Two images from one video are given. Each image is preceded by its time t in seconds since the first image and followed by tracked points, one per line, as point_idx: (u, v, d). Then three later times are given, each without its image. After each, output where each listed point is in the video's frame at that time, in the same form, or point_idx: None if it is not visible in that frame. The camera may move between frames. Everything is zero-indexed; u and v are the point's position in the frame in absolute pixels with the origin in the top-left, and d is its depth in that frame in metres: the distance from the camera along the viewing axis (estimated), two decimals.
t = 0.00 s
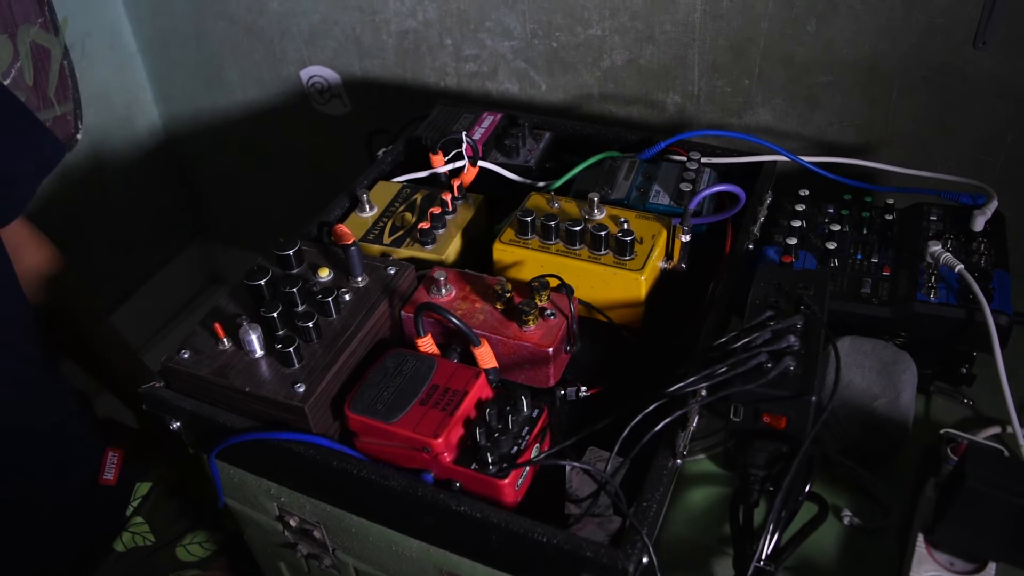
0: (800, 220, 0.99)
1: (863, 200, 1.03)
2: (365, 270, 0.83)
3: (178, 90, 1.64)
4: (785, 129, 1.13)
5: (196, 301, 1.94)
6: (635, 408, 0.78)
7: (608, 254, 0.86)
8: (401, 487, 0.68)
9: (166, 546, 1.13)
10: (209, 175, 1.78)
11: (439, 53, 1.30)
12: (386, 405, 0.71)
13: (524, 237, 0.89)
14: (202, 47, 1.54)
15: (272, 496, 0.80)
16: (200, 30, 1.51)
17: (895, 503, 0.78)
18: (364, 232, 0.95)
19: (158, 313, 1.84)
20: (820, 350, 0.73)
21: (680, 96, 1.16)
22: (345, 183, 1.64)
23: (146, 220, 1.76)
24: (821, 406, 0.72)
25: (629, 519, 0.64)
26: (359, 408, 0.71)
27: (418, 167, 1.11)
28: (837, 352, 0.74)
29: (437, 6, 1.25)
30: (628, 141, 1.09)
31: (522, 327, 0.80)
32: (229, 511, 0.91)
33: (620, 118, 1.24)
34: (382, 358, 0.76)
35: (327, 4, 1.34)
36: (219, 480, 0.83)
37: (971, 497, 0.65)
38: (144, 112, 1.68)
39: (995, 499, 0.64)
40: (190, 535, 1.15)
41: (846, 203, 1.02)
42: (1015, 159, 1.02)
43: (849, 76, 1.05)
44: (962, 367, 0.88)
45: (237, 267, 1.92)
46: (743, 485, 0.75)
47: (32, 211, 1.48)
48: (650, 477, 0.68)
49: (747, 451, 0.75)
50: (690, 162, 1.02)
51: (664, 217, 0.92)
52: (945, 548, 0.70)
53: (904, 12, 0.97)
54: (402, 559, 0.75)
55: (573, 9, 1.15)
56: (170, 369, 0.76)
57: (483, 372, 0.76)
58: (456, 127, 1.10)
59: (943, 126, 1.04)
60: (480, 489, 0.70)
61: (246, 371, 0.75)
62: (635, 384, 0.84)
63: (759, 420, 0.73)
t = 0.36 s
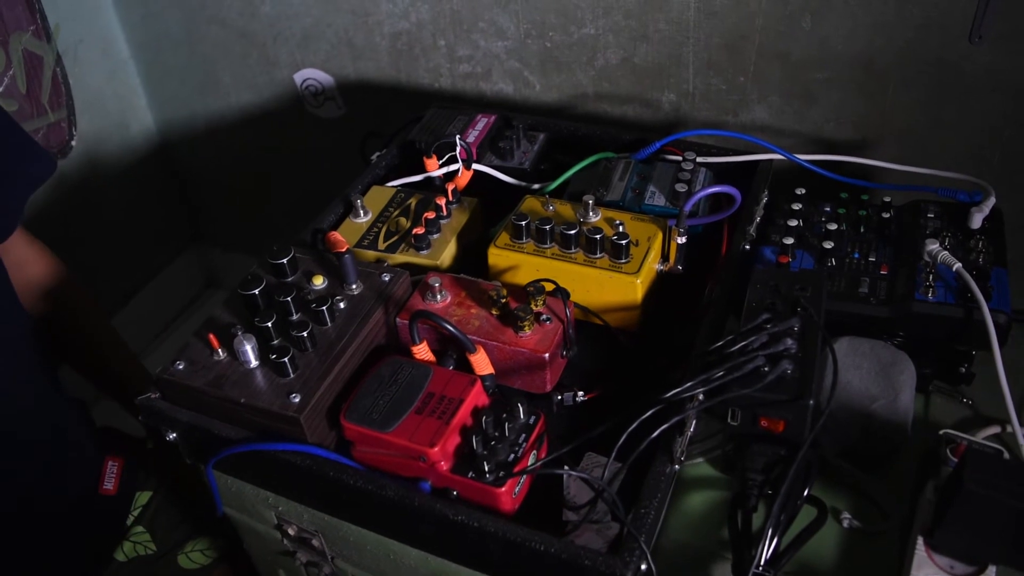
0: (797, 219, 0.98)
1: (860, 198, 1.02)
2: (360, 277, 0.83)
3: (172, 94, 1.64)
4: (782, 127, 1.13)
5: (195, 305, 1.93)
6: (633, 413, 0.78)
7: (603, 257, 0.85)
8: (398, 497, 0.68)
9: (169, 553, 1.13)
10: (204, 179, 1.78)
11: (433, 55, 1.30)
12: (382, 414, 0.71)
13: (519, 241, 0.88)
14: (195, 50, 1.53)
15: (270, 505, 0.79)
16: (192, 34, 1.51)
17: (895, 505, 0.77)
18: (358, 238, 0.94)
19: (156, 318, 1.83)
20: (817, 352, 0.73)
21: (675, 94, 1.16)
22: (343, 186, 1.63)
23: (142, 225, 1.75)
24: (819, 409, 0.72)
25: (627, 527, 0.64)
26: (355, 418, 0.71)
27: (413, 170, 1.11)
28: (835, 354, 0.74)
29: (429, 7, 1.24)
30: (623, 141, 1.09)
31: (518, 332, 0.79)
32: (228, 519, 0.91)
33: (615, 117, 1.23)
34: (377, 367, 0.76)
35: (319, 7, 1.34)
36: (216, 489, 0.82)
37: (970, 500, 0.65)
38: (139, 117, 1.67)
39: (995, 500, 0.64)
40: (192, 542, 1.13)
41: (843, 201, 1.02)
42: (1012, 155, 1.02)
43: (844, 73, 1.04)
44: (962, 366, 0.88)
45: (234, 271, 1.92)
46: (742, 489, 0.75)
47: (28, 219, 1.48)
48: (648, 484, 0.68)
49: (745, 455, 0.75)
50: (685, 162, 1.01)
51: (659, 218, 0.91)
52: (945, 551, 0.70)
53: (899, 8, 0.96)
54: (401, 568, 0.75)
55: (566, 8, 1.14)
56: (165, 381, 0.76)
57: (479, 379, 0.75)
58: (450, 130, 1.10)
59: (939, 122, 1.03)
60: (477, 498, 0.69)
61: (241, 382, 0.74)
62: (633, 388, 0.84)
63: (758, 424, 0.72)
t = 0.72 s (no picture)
0: (797, 220, 0.98)
1: (861, 198, 1.02)
2: (358, 280, 0.83)
3: (171, 94, 1.63)
4: (782, 126, 1.12)
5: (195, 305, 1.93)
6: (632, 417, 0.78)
7: (603, 260, 0.85)
8: (397, 502, 0.68)
9: (171, 556, 1.13)
10: (203, 178, 1.77)
11: (432, 54, 1.29)
12: (381, 418, 0.71)
13: (518, 243, 0.88)
14: (193, 50, 1.53)
15: (269, 509, 0.79)
16: (190, 33, 1.50)
17: (895, 508, 0.77)
18: (357, 240, 0.94)
19: (155, 318, 1.83)
20: (817, 356, 0.73)
21: (675, 93, 1.16)
22: (342, 185, 1.63)
23: (142, 225, 1.75)
24: (819, 413, 0.72)
25: (627, 532, 0.64)
26: (353, 422, 0.71)
27: (412, 171, 1.11)
28: (834, 358, 0.73)
29: (428, 6, 1.23)
30: (623, 141, 1.08)
31: (517, 336, 0.79)
32: (228, 522, 0.91)
33: (615, 116, 1.23)
34: (376, 371, 0.76)
35: (317, 6, 1.33)
36: (216, 492, 0.82)
37: (970, 505, 0.65)
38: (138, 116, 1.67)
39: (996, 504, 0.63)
40: (193, 545, 1.14)
41: (844, 201, 1.01)
42: (1013, 155, 1.02)
43: (844, 72, 1.04)
44: (962, 368, 0.87)
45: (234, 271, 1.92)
46: (741, 493, 0.74)
47: (27, 220, 1.47)
48: (648, 489, 0.68)
49: (745, 459, 0.75)
50: (685, 163, 1.01)
51: (659, 220, 0.91)
52: (946, 555, 0.70)
53: (899, 6, 0.96)
54: (400, 572, 0.75)
55: (565, 7, 1.13)
56: (164, 386, 0.76)
57: (478, 383, 0.75)
58: (449, 130, 1.10)
59: (940, 121, 1.03)
60: (476, 503, 0.69)
61: (240, 387, 0.74)
62: (632, 390, 0.84)
63: (757, 428, 0.72)
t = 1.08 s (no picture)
0: (798, 217, 0.98)
1: (861, 195, 1.01)
2: (358, 281, 0.82)
3: (169, 92, 1.63)
4: (781, 122, 1.12)
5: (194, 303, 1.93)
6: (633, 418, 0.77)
7: (603, 259, 0.85)
8: (398, 505, 0.68)
9: (170, 556, 1.11)
10: (202, 177, 1.77)
11: (430, 51, 1.29)
12: (381, 421, 0.70)
13: (518, 242, 0.88)
14: (190, 47, 1.52)
15: (270, 512, 0.79)
16: (187, 31, 1.49)
17: (896, 506, 0.77)
18: (356, 240, 0.94)
19: (155, 317, 1.83)
20: (818, 355, 0.73)
21: (674, 90, 1.15)
22: (342, 183, 1.63)
23: (140, 224, 1.75)
24: (820, 413, 0.72)
25: (628, 534, 0.64)
26: (354, 425, 0.71)
27: (411, 170, 1.10)
28: (835, 357, 0.73)
29: (426, 3, 1.23)
30: (622, 139, 1.08)
31: (517, 336, 0.79)
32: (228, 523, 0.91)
33: (614, 113, 1.22)
34: (375, 373, 0.76)
35: (315, 4, 1.33)
36: (216, 495, 0.82)
37: (971, 505, 0.64)
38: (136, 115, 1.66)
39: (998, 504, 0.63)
40: (192, 544, 1.12)
41: (844, 198, 1.01)
42: (1014, 150, 1.01)
43: (844, 68, 1.03)
44: (963, 366, 0.87)
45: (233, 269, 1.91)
46: (742, 493, 0.74)
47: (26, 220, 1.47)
48: (649, 490, 0.67)
49: (746, 459, 0.74)
50: (684, 161, 1.01)
51: (659, 219, 0.91)
52: (948, 554, 0.70)
53: (899, 2, 0.95)
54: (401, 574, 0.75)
55: (564, 4, 1.13)
56: (163, 389, 0.76)
57: (478, 385, 0.75)
58: (448, 129, 1.09)
59: (940, 117, 1.02)
60: (477, 505, 0.69)
61: (240, 390, 0.74)
62: (632, 390, 0.83)
63: (758, 428, 0.72)
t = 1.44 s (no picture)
0: (797, 218, 0.98)
1: (861, 196, 1.02)
2: (359, 282, 0.83)
3: (168, 91, 1.63)
4: (780, 123, 1.12)
5: (194, 303, 1.93)
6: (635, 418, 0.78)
7: (603, 260, 0.85)
8: (401, 505, 0.68)
9: (170, 554, 1.15)
10: (201, 176, 1.77)
11: (430, 51, 1.29)
12: (384, 422, 0.71)
13: (519, 243, 0.88)
14: (189, 46, 1.52)
15: (272, 512, 0.79)
16: (187, 30, 1.49)
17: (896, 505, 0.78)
18: (357, 241, 0.94)
19: (155, 317, 1.83)
20: (818, 356, 0.73)
21: (674, 90, 1.15)
22: (342, 183, 1.63)
23: (139, 223, 1.75)
24: (820, 414, 0.72)
25: (629, 535, 0.64)
26: (356, 426, 0.71)
27: (411, 170, 1.10)
28: (835, 358, 0.74)
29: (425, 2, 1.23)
30: (622, 139, 1.08)
31: (519, 337, 0.79)
32: (230, 523, 0.91)
33: (613, 113, 1.23)
34: (377, 374, 0.76)
35: (314, 3, 1.32)
36: (219, 495, 0.82)
37: (970, 506, 0.65)
38: (136, 114, 1.66)
39: (997, 503, 0.64)
40: (193, 543, 1.16)
41: (843, 198, 1.02)
42: (1012, 150, 1.02)
43: (844, 69, 1.04)
44: (962, 366, 0.88)
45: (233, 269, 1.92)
46: (743, 494, 0.73)
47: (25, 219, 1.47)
48: (651, 490, 0.68)
49: (747, 460, 0.75)
50: (685, 161, 1.01)
51: (660, 219, 0.91)
52: (947, 554, 0.70)
53: (898, 2, 0.95)
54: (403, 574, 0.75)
55: (563, 4, 1.13)
56: (166, 390, 0.76)
57: (480, 385, 0.75)
58: (448, 129, 1.09)
59: (939, 117, 1.03)
60: (479, 506, 0.69)
61: (242, 391, 0.74)
62: (633, 390, 0.84)
63: (759, 429, 0.73)
